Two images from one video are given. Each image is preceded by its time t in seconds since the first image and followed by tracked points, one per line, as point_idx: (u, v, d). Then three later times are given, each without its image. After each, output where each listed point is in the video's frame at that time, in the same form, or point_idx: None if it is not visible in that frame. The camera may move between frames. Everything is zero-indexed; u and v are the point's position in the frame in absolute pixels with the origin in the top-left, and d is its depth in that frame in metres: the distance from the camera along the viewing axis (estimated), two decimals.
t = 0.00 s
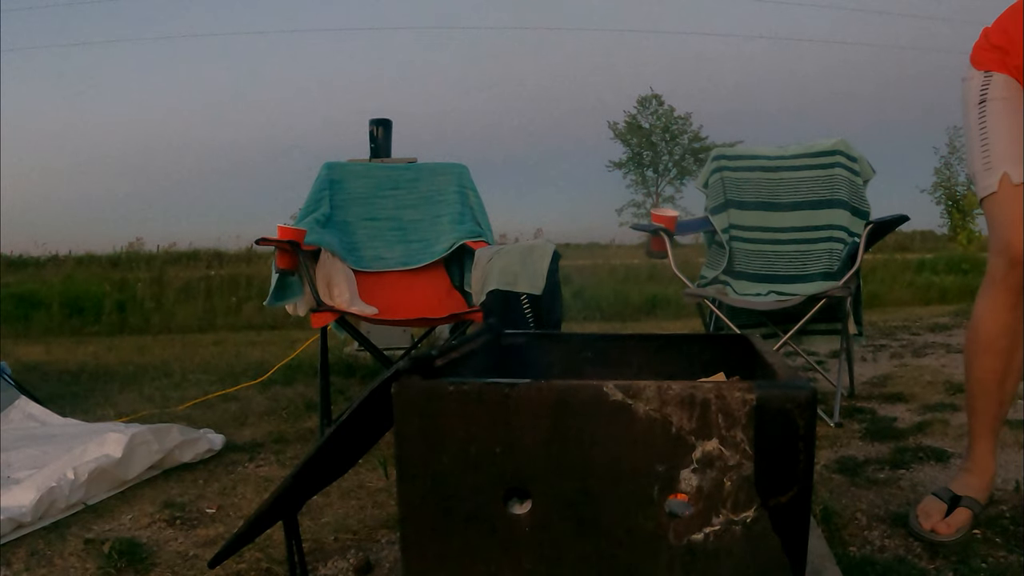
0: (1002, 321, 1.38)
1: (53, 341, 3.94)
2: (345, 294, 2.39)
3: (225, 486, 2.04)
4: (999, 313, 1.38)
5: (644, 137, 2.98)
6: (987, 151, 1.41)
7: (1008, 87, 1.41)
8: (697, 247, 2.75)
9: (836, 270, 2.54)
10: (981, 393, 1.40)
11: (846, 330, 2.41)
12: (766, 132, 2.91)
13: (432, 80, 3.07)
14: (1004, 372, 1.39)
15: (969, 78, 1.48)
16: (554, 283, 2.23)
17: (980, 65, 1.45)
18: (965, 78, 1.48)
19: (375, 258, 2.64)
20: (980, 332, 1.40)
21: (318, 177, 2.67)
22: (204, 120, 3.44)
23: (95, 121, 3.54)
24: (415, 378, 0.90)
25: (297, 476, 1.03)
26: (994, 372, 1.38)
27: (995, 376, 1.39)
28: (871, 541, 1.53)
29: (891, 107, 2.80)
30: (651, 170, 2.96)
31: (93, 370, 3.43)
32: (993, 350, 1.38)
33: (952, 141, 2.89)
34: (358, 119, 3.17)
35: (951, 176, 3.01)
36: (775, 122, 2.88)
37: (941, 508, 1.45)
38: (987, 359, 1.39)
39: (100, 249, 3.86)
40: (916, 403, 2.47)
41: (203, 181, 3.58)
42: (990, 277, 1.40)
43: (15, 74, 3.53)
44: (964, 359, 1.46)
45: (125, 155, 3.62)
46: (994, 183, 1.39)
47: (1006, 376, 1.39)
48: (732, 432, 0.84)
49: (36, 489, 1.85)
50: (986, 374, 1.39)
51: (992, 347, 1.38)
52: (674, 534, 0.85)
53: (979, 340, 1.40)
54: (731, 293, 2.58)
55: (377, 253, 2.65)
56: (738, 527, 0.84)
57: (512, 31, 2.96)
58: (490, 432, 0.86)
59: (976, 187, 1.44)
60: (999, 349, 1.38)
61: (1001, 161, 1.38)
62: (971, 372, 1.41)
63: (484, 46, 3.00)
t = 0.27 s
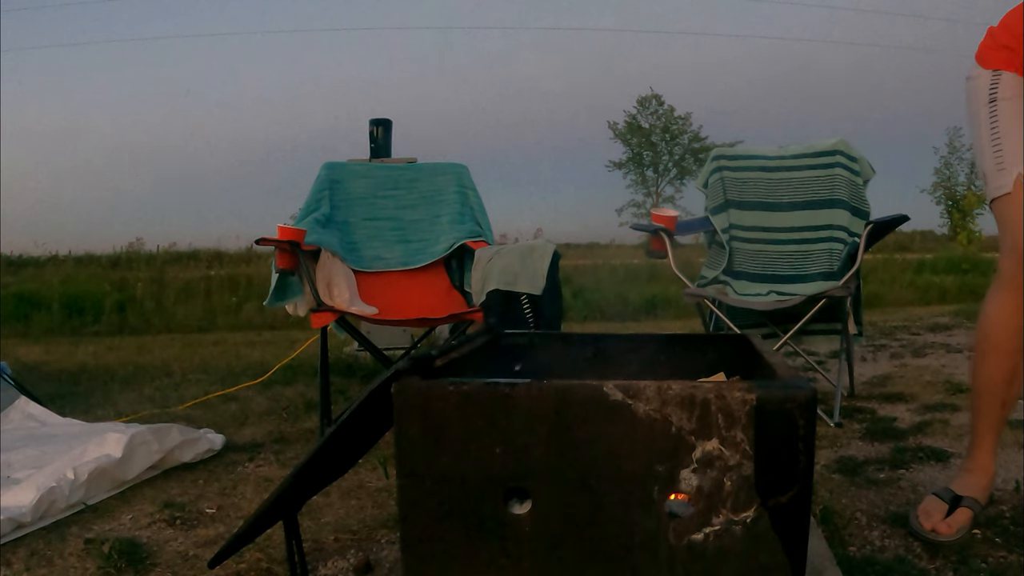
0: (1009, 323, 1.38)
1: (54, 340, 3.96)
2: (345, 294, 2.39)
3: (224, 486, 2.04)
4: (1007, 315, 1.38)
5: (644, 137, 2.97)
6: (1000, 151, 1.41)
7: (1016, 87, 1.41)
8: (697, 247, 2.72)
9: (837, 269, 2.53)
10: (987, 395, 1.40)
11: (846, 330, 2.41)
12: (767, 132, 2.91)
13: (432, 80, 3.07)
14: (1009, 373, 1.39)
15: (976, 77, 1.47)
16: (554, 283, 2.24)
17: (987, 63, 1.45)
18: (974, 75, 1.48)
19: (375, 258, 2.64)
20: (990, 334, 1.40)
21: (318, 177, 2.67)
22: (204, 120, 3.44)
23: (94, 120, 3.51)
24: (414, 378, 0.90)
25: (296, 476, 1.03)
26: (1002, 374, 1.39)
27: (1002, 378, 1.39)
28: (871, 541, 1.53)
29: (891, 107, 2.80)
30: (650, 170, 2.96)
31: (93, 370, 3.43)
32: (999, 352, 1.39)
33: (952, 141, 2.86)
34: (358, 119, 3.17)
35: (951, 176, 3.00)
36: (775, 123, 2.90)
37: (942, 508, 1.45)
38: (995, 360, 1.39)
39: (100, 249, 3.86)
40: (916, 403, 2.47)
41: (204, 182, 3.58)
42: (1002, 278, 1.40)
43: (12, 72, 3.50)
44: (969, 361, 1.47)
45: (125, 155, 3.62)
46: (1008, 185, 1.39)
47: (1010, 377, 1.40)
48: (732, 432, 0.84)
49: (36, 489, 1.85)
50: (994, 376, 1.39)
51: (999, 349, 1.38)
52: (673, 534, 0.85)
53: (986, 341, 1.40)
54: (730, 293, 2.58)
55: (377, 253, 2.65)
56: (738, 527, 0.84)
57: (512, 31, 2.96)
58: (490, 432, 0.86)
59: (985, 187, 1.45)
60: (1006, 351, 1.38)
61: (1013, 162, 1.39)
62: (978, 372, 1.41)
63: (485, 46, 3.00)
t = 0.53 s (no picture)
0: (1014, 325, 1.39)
1: (53, 340, 3.92)
2: (345, 294, 2.39)
3: (224, 486, 2.04)
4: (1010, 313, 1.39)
5: (644, 136, 2.98)
6: (1011, 144, 1.41)
7: None
8: (697, 247, 2.76)
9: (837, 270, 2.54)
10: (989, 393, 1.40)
11: (846, 330, 2.41)
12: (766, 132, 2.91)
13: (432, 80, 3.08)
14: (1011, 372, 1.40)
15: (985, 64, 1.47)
16: (555, 284, 2.23)
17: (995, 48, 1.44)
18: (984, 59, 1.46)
19: (375, 258, 2.64)
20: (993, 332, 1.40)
21: (318, 177, 2.67)
22: (204, 120, 3.44)
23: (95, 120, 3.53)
24: (414, 378, 0.90)
25: (296, 477, 1.03)
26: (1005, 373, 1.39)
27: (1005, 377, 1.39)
28: (871, 541, 1.53)
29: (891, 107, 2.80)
30: (650, 169, 3.01)
31: (93, 370, 3.43)
32: (1001, 352, 1.39)
33: (952, 141, 2.91)
34: (359, 119, 3.17)
35: (951, 176, 3.01)
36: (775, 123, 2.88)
37: (942, 507, 1.45)
38: (997, 358, 1.39)
39: (100, 249, 3.87)
40: (916, 403, 2.47)
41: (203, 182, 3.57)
42: (1006, 277, 1.40)
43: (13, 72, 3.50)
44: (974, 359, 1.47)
45: (125, 155, 3.62)
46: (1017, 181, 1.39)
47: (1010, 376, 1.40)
48: (731, 432, 0.84)
49: (36, 489, 1.85)
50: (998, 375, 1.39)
51: (1000, 349, 1.39)
52: (674, 534, 0.85)
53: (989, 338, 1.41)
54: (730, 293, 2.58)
55: (377, 253, 2.65)
56: (738, 527, 0.84)
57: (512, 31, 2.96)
58: (490, 432, 0.86)
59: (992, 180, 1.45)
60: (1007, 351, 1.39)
61: None
62: (981, 370, 1.41)
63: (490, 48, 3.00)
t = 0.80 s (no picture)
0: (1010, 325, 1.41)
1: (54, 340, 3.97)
2: (345, 295, 2.39)
3: (224, 486, 2.04)
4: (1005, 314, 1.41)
5: (644, 137, 2.80)
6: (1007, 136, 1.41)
7: None
8: (698, 246, 2.75)
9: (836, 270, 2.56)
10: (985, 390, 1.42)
11: (846, 330, 2.42)
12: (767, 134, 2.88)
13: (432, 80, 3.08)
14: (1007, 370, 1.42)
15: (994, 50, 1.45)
16: (555, 283, 2.23)
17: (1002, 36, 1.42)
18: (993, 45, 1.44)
19: (375, 258, 2.64)
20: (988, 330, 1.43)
21: (318, 177, 2.68)
22: (204, 120, 3.44)
23: (95, 120, 3.53)
24: (414, 378, 0.90)
25: (296, 477, 1.03)
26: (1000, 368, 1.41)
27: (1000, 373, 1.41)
28: (871, 541, 1.53)
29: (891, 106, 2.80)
30: (650, 170, 2.78)
31: (93, 370, 3.43)
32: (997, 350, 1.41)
33: (952, 141, 2.92)
34: (359, 119, 3.17)
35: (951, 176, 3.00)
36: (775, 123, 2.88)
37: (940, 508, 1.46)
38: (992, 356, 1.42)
39: (100, 249, 3.86)
40: (916, 403, 2.47)
41: (204, 182, 3.58)
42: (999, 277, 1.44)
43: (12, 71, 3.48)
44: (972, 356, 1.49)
45: (124, 155, 3.62)
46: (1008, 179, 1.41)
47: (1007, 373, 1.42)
48: (732, 432, 0.84)
49: (36, 489, 1.85)
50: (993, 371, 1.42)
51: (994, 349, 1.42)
52: (674, 534, 0.85)
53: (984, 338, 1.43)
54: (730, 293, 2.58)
55: (377, 253, 2.65)
56: (738, 527, 0.84)
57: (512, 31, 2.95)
58: (489, 432, 0.86)
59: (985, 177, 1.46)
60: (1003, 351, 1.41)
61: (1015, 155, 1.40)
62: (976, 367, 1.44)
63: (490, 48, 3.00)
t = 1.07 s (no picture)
0: (995, 311, 1.29)
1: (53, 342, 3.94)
2: (345, 295, 2.39)
3: (224, 486, 2.04)
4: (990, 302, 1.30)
5: (643, 136, 2.79)
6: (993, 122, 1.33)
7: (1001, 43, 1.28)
8: (698, 246, 2.83)
9: (836, 270, 2.55)
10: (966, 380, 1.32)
11: (847, 330, 2.42)
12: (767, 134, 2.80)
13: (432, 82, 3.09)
14: (995, 359, 1.29)
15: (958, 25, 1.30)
16: (555, 283, 2.23)
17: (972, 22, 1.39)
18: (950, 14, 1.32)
19: (375, 258, 2.64)
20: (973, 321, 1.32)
21: (318, 177, 2.67)
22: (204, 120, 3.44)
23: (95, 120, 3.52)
24: (414, 378, 0.90)
25: (297, 476, 1.03)
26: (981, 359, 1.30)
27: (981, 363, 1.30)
28: (871, 541, 1.53)
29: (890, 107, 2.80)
30: (649, 170, 2.79)
31: (93, 370, 3.43)
32: (980, 339, 1.29)
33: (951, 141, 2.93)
34: (359, 119, 3.17)
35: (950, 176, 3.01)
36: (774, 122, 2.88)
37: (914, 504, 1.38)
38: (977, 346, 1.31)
39: (100, 249, 3.89)
40: (916, 403, 2.47)
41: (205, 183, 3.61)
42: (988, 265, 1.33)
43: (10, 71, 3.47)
44: (956, 346, 1.37)
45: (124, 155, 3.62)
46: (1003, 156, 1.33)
47: (993, 364, 1.30)
48: (732, 432, 0.84)
49: (37, 488, 1.85)
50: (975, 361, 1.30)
51: (978, 338, 1.29)
52: (674, 534, 0.85)
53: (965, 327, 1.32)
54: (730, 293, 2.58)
55: (377, 253, 2.65)
56: (738, 527, 0.85)
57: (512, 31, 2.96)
58: (489, 432, 0.86)
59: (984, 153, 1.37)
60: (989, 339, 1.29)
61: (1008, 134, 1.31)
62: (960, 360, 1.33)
63: (490, 49, 3.00)
